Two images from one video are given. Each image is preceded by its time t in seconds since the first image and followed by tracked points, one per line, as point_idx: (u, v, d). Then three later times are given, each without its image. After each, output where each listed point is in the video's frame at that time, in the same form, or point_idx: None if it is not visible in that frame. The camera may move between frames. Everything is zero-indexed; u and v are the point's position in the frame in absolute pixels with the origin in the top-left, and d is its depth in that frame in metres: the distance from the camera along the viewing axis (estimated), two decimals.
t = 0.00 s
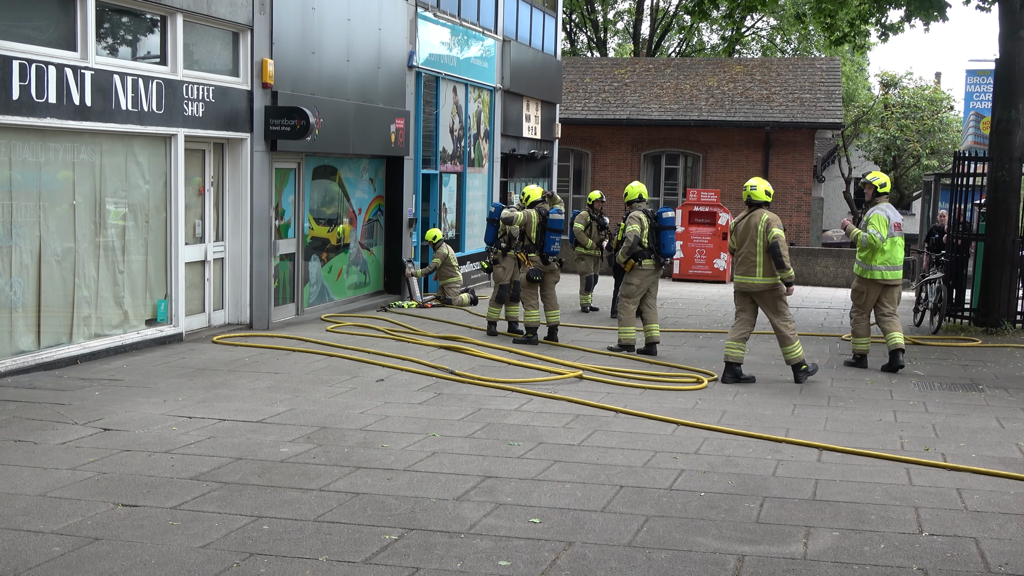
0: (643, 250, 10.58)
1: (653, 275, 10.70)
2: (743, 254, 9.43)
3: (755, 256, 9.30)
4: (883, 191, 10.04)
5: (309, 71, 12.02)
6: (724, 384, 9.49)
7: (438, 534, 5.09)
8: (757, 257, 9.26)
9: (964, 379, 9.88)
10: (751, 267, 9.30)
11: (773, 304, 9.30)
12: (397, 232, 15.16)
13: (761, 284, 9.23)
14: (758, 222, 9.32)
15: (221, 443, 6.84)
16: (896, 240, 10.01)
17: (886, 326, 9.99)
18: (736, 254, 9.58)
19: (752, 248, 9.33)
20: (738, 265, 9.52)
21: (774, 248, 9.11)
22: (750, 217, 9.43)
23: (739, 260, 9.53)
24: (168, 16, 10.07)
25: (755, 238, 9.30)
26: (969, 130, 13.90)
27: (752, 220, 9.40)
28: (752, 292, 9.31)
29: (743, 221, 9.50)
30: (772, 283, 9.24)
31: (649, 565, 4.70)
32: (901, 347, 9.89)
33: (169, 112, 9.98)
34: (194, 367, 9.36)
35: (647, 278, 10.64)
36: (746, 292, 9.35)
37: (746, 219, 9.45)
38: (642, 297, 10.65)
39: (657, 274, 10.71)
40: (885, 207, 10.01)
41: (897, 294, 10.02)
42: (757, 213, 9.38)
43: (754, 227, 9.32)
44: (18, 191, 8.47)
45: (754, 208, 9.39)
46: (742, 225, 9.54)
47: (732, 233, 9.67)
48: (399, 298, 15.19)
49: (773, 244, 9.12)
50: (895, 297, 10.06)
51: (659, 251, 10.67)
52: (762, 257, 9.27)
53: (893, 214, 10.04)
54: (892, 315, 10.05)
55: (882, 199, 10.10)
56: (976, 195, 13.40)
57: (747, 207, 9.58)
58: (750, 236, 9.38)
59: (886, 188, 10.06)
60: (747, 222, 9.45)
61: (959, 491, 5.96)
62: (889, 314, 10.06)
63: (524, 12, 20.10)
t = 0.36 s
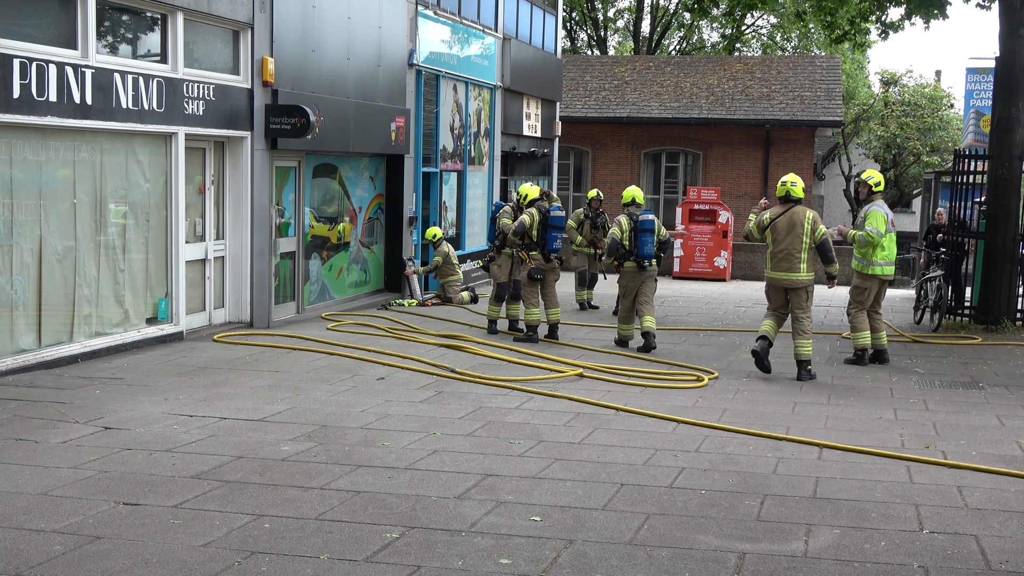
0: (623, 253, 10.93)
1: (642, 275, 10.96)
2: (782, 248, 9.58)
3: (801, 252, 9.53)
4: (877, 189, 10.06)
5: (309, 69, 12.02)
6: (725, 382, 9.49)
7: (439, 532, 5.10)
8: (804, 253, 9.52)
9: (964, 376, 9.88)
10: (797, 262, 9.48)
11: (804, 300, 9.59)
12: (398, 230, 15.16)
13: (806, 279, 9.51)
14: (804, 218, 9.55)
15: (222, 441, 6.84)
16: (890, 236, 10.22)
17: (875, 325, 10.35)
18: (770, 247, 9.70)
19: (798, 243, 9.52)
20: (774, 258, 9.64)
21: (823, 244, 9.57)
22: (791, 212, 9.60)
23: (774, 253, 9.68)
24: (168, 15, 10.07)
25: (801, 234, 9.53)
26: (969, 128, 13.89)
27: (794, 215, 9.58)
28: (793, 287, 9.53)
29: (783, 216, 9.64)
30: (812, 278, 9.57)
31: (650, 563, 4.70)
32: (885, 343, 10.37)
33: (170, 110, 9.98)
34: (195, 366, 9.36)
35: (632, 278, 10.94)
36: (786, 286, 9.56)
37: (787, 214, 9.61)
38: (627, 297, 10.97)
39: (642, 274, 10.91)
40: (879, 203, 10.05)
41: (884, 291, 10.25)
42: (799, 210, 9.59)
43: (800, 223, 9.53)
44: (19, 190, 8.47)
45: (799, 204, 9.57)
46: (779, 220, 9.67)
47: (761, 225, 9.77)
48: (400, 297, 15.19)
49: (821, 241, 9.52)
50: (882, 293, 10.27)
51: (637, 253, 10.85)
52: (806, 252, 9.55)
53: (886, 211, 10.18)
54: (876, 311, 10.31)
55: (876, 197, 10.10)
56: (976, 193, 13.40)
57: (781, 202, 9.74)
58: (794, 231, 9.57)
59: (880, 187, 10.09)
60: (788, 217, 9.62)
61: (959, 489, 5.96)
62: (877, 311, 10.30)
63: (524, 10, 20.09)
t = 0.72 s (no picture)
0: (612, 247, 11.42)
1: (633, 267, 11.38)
2: (794, 249, 9.69)
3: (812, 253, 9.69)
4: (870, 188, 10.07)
5: (309, 68, 12.02)
6: (725, 380, 9.50)
7: (439, 531, 5.10)
8: (816, 254, 9.69)
9: (964, 374, 9.89)
10: (810, 263, 9.64)
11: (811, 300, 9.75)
12: (398, 229, 15.16)
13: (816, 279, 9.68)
14: (816, 220, 9.75)
15: (223, 441, 6.84)
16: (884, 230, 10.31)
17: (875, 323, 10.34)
18: (780, 248, 9.78)
19: (811, 244, 9.68)
20: (785, 259, 9.72)
21: (833, 247, 9.85)
22: (804, 214, 9.76)
23: (785, 253, 9.77)
24: (168, 14, 10.07)
25: (813, 236, 9.71)
26: (968, 126, 13.90)
27: (807, 217, 9.74)
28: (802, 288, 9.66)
29: (795, 217, 9.77)
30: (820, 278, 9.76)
31: (651, 561, 4.69)
32: (886, 343, 10.37)
33: (169, 110, 9.98)
34: (195, 365, 9.36)
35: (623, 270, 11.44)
36: (798, 286, 9.67)
37: (799, 216, 9.76)
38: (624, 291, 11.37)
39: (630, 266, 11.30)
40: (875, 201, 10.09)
41: (884, 290, 10.26)
42: (810, 212, 9.78)
43: (812, 225, 9.72)
44: (19, 189, 8.47)
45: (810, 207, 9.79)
46: (790, 221, 9.79)
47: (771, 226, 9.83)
48: (400, 296, 15.19)
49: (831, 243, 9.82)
50: (881, 292, 10.28)
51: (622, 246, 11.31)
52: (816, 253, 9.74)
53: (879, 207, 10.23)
54: (875, 310, 10.30)
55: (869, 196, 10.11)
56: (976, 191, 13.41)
57: (791, 205, 9.85)
58: (806, 232, 9.72)
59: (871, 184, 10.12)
60: (799, 218, 9.76)
61: (959, 487, 5.96)
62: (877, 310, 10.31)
63: (524, 9, 20.09)
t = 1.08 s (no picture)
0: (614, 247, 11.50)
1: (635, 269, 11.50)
2: (799, 245, 9.75)
3: (816, 249, 9.75)
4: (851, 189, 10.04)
5: (309, 68, 12.02)
6: (725, 380, 9.50)
7: (440, 531, 5.10)
8: (820, 249, 9.77)
9: (965, 374, 9.89)
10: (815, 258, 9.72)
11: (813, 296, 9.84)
12: (398, 230, 15.17)
13: (819, 274, 9.78)
14: (819, 216, 9.79)
15: (223, 441, 6.84)
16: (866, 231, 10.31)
17: (869, 319, 10.36)
18: (785, 244, 9.81)
19: (815, 240, 9.74)
20: (790, 255, 9.76)
21: (835, 242, 9.86)
22: (807, 210, 9.80)
23: (788, 249, 9.82)
24: (168, 15, 10.07)
25: (818, 232, 9.76)
26: (968, 126, 13.90)
27: (811, 213, 9.79)
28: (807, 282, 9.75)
29: (799, 213, 9.81)
30: (821, 273, 9.86)
31: (651, 561, 4.69)
32: (883, 338, 10.41)
33: (169, 110, 9.97)
34: (195, 366, 9.36)
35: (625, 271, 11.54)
36: (803, 282, 9.73)
37: (803, 212, 9.79)
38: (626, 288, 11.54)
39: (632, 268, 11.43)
40: (858, 204, 10.22)
41: (872, 287, 10.25)
42: (813, 208, 9.83)
43: (817, 221, 9.77)
44: (19, 190, 8.48)
45: (812, 203, 9.84)
46: (794, 217, 9.84)
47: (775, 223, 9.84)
48: (400, 296, 15.19)
49: (833, 238, 9.84)
50: (870, 289, 10.26)
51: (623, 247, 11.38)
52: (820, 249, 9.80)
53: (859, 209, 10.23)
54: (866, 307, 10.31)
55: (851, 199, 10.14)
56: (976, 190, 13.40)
57: (792, 201, 9.90)
58: (809, 227, 9.78)
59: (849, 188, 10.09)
60: (803, 215, 9.80)
61: (960, 486, 5.96)
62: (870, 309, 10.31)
63: (524, 10, 20.09)
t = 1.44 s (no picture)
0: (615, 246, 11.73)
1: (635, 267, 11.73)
2: (812, 245, 9.80)
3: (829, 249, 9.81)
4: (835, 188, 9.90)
5: (309, 69, 12.03)
6: (725, 381, 9.50)
7: (439, 533, 5.10)
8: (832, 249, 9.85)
9: (964, 374, 9.89)
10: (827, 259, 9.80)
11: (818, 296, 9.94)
12: (398, 231, 15.17)
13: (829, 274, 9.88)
14: (832, 216, 9.87)
15: (223, 442, 6.85)
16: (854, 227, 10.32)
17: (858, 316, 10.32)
18: (797, 244, 9.83)
19: (828, 241, 9.80)
20: (803, 255, 9.80)
21: (845, 242, 9.94)
22: (820, 210, 9.84)
23: (801, 249, 9.86)
24: (167, 16, 10.07)
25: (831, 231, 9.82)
26: (968, 126, 13.90)
27: (824, 213, 9.84)
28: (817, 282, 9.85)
29: (813, 214, 9.84)
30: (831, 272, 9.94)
31: (651, 562, 4.69)
32: (871, 335, 10.31)
33: (169, 111, 9.98)
34: (195, 367, 9.36)
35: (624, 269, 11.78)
36: (814, 281, 9.81)
37: (817, 212, 9.83)
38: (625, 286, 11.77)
39: (632, 266, 11.67)
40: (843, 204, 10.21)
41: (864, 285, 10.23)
42: (826, 208, 9.89)
43: (830, 221, 9.84)
44: (19, 192, 8.48)
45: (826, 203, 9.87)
46: (807, 217, 9.85)
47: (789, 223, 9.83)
48: (400, 297, 15.19)
49: (843, 238, 9.93)
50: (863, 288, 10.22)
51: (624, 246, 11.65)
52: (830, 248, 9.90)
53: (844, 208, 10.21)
54: (858, 304, 10.24)
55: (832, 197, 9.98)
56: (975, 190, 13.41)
57: (805, 201, 9.93)
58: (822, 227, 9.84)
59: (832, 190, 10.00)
60: (817, 215, 9.84)
61: (960, 487, 5.96)
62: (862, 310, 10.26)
63: (523, 10, 20.10)
